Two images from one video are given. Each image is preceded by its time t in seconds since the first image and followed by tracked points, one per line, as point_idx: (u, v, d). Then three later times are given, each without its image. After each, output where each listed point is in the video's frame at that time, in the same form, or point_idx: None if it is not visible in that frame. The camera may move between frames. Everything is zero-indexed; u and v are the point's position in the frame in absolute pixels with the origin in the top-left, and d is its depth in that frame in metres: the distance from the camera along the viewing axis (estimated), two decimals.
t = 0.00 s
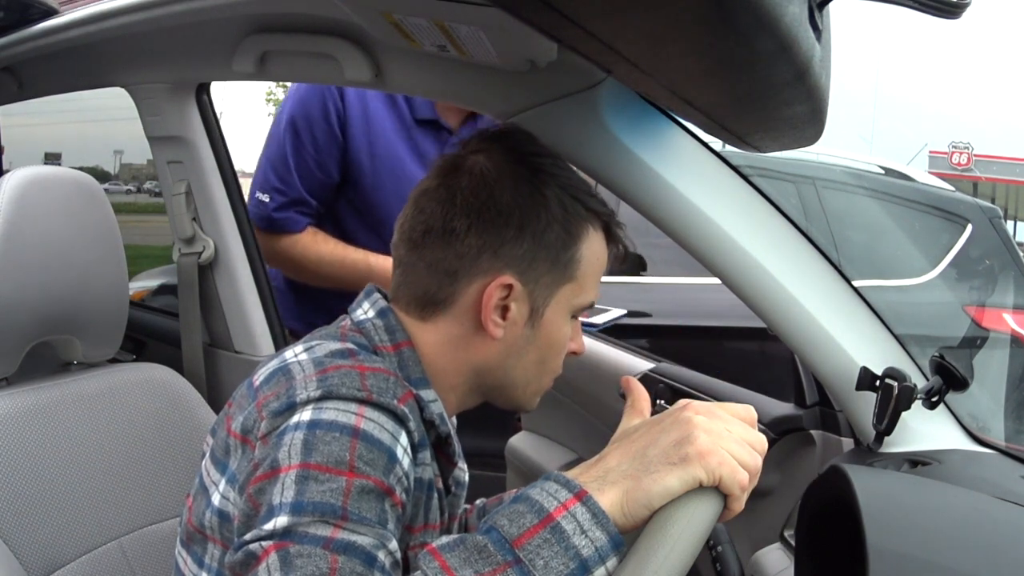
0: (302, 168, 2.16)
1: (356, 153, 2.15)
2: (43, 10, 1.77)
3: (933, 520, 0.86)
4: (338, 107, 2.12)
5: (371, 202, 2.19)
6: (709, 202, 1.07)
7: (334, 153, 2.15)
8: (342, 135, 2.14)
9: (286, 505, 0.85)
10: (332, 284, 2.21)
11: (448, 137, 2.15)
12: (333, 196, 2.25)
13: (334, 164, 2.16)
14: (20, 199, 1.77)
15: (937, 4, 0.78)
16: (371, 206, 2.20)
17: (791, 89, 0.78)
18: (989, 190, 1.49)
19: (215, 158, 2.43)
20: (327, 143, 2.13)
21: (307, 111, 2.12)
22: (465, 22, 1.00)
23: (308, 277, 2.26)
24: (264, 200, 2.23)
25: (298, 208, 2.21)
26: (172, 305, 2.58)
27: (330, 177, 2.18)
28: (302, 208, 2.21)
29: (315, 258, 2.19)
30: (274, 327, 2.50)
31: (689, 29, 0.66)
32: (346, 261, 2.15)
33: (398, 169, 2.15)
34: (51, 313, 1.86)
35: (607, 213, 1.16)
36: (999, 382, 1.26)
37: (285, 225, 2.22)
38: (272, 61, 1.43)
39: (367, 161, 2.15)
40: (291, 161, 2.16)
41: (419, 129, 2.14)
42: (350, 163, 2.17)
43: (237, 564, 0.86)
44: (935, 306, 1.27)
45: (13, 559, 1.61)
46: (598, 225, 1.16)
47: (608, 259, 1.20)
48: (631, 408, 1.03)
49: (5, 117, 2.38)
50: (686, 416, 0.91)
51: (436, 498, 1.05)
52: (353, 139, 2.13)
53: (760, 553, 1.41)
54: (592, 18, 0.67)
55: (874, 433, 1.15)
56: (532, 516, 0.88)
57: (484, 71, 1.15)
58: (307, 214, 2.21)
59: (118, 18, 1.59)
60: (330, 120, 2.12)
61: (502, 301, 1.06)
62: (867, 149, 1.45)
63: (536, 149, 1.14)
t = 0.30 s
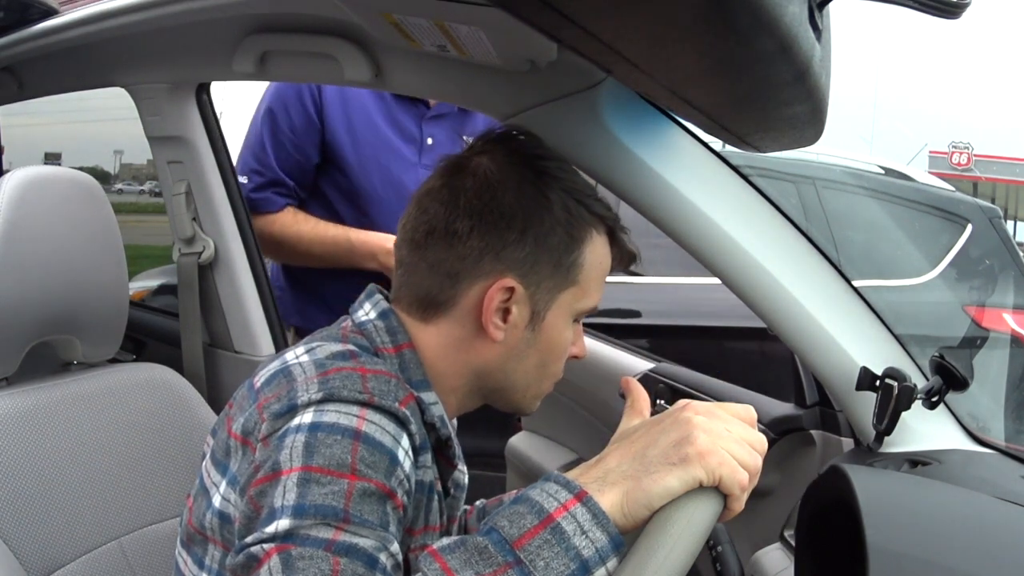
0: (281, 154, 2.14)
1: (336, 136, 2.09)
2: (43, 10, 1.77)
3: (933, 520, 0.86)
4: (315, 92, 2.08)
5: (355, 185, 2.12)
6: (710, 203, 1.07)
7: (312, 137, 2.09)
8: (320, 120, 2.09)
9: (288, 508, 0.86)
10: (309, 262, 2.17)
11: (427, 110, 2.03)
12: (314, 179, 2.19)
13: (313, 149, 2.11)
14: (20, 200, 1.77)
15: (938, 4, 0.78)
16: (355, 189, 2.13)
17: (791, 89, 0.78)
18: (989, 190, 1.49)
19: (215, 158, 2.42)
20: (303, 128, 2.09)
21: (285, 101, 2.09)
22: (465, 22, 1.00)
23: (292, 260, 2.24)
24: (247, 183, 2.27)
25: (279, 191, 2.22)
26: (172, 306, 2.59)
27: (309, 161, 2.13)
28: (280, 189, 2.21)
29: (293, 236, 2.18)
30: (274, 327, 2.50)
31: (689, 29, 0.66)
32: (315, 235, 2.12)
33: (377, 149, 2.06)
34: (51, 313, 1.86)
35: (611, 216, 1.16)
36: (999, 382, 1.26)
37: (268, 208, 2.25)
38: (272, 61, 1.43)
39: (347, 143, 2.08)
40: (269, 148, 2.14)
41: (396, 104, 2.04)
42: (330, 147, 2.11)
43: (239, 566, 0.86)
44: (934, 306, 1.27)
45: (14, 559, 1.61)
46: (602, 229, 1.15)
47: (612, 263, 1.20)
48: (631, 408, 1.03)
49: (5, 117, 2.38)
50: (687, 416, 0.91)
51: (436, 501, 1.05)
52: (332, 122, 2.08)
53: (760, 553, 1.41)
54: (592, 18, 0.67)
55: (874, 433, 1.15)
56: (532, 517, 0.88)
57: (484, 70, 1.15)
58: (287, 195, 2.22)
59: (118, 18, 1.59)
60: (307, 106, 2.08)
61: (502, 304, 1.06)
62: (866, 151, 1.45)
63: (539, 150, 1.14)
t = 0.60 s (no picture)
0: (269, 147, 2.14)
1: (322, 130, 2.07)
2: (43, 10, 1.76)
3: (934, 521, 0.86)
4: (299, 87, 2.07)
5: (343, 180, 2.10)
6: (710, 202, 1.07)
7: (297, 132, 2.08)
8: (306, 115, 2.08)
9: (289, 508, 0.86)
10: (303, 248, 2.14)
11: (410, 102, 2.01)
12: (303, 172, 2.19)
13: (300, 143, 2.10)
14: (20, 200, 1.77)
15: (937, 4, 0.78)
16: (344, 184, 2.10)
17: (791, 89, 0.78)
18: (989, 190, 1.48)
19: (215, 158, 2.42)
20: (289, 123, 2.08)
21: (273, 96, 2.09)
22: (464, 22, 1.00)
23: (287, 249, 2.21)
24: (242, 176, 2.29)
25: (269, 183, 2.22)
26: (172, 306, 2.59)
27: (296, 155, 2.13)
28: (269, 181, 2.22)
29: (286, 223, 2.16)
30: (274, 327, 2.50)
31: (689, 29, 0.66)
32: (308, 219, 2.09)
33: (364, 141, 2.05)
34: (51, 313, 1.86)
35: (613, 219, 1.16)
36: (999, 382, 1.26)
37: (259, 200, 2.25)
38: (272, 62, 1.43)
39: (333, 137, 2.07)
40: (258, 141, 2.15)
41: (380, 96, 2.02)
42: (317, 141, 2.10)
43: (240, 566, 0.86)
44: (935, 306, 1.27)
45: (14, 559, 1.61)
46: (604, 232, 1.15)
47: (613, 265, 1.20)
48: (631, 408, 1.03)
49: (5, 117, 2.38)
50: (688, 416, 0.91)
51: (436, 501, 1.05)
52: (317, 117, 2.07)
53: (760, 553, 1.41)
54: (592, 18, 0.67)
55: (874, 433, 1.15)
56: (532, 517, 0.88)
57: (483, 70, 1.15)
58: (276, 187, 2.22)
59: (118, 18, 1.59)
60: (293, 101, 2.07)
61: (505, 307, 1.06)
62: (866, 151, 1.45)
63: (543, 152, 1.13)
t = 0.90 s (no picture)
0: (267, 146, 2.14)
1: (318, 129, 2.07)
2: (43, 10, 1.76)
3: (934, 521, 0.86)
4: (295, 87, 2.06)
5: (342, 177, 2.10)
6: (710, 202, 1.07)
7: (294, 131, 2.08)
8: (303, 115, 2.08)
9: (289, 508, 0.86)
10: (306, 239, 2.11)
11: (406, 101, 2.00)
12: (301, 171, 2.18)
13: (297, 142, 2.10)
14: (20, 200, 1.77)
15: (938, 4, 0.78)
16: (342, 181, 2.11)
17: (791, 89, 0.78)
18: (989, 190, 1.48)
19: (215, 158, 2.42)
20: (286, 123, 2.08)
21: (270, 96, 2.09)
22: (464, 22, 1.00)
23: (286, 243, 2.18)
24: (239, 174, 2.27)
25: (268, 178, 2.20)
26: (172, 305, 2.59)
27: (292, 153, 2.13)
28: (268, 179, 2.21)
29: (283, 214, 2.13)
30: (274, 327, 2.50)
31: (689, 29, 0.66)
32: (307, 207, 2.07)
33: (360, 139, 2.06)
34: (51, 313, 1.86)
35: (614, 220, 1.16)
36: (999, 383, 1.26)
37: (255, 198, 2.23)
38: (272, 62, 1.43)
39: (330, 136, 2.07)
40: (257, 139, 2.14)
41: (375, 95, 2.02)
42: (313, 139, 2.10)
43: (240, 566, 0.86)
44: (935, 306, 1.27)
45: (14, 559, 1.61)
46: (604, 233, 1.15)
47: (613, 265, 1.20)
48: (631, 408, 1.03)
49: (5, 117, 2.38)
50: (688, 416, 0.91)
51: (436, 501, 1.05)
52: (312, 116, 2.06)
53: (760, 553, 1.41)
54: (593, 18, 0.67)
55: (874, 433, 1.15)
56: (532, 517, 0.89)
57: (484, 70, 1.15)
58: (275, 185, 2.21)
59: (119, 18, 1.59)
60: (289, 101, 2.07)
61: (506, 307, 1.06)
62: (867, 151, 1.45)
63: (545, 153, 1.13)
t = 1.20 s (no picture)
0: (270, 147, 2.13)
1: (322, 129, 2.08)
2: (43, 10, 1.76)
3: (934, 521, 0.86)
4: (299, 87, 2.07)
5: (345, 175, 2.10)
6: (709, 202, 1.07)
7: (299, 131, 2.08)
8: (307, 115, 2.08)
9: (290, 508, 0.86)
10: (314, 233, 2.08)
11: (406, 100, 1.99)
12: (304, 170, 2.18)
13: (302, 142, 2.11)
14: (20, 200, 1.77)
15: (938, 4, 0.78)
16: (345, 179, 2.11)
17: (791, 89, 0.78)
18: (989, 190, 1.48)
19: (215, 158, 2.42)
20: (290, 123, 2.08)
21: (274, 96, 2.09)
22: (464, 22, 1.00)
23: (298, 240, 2.16)
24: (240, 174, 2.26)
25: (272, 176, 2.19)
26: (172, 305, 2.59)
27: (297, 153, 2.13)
28: (273, 176, 2.19)
29: (290, 212, 2.10)
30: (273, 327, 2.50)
31: (690, 29, 0.66)
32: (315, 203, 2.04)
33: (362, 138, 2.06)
34: (51, 313, 1.86)
35: (614, 220, 1.16)
36: (999, 383, 1.26)
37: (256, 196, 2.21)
38: (272, 62, 1.43)
39: (333, 136, 2.08)
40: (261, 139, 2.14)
41: (376, 95, 2.02)
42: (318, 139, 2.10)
43: (240, 565, 0.86)
44: (935, 306, 1.27)
45: (14, 559, 1.61)
46: (605, 233, 1.15)
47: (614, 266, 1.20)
48: (631, 408, 1.03)
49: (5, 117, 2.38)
50: (688, 416, 0.91)
51: (436, 502, 1.05)
52: (317, 117, 2.07)
53: (760, 553, 1.41)
54: (592, 18, 0.67)
55: (874, 433, 1.15)
56: (532, 517, 0.88)
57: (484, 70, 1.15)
58: (280, 182, 2.18)
59: (118, 18, 1.59)
60: (293, 101, 2.07)
61: (508, 307, 1.06)
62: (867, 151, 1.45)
63: (546, 154, 1.13)
